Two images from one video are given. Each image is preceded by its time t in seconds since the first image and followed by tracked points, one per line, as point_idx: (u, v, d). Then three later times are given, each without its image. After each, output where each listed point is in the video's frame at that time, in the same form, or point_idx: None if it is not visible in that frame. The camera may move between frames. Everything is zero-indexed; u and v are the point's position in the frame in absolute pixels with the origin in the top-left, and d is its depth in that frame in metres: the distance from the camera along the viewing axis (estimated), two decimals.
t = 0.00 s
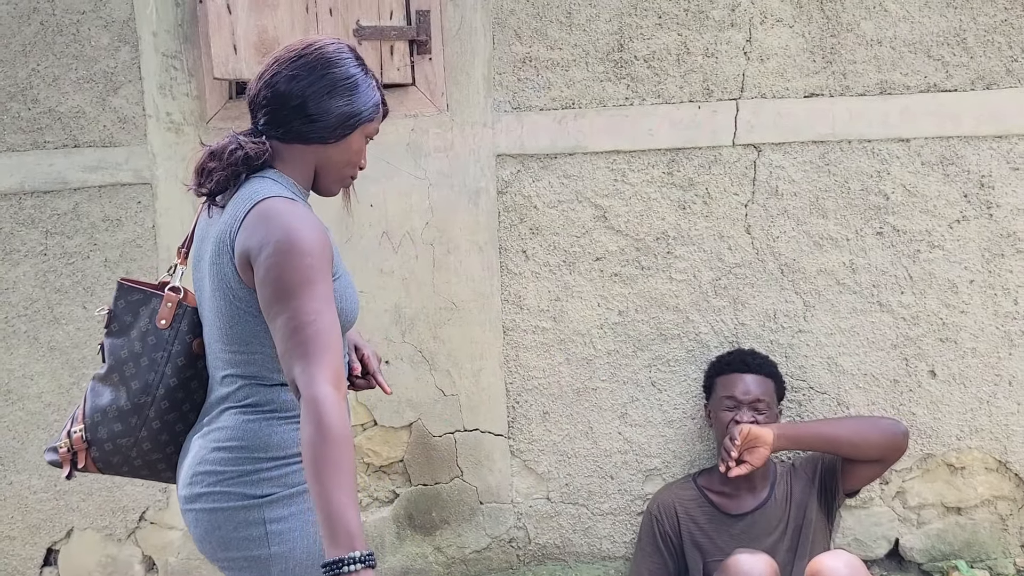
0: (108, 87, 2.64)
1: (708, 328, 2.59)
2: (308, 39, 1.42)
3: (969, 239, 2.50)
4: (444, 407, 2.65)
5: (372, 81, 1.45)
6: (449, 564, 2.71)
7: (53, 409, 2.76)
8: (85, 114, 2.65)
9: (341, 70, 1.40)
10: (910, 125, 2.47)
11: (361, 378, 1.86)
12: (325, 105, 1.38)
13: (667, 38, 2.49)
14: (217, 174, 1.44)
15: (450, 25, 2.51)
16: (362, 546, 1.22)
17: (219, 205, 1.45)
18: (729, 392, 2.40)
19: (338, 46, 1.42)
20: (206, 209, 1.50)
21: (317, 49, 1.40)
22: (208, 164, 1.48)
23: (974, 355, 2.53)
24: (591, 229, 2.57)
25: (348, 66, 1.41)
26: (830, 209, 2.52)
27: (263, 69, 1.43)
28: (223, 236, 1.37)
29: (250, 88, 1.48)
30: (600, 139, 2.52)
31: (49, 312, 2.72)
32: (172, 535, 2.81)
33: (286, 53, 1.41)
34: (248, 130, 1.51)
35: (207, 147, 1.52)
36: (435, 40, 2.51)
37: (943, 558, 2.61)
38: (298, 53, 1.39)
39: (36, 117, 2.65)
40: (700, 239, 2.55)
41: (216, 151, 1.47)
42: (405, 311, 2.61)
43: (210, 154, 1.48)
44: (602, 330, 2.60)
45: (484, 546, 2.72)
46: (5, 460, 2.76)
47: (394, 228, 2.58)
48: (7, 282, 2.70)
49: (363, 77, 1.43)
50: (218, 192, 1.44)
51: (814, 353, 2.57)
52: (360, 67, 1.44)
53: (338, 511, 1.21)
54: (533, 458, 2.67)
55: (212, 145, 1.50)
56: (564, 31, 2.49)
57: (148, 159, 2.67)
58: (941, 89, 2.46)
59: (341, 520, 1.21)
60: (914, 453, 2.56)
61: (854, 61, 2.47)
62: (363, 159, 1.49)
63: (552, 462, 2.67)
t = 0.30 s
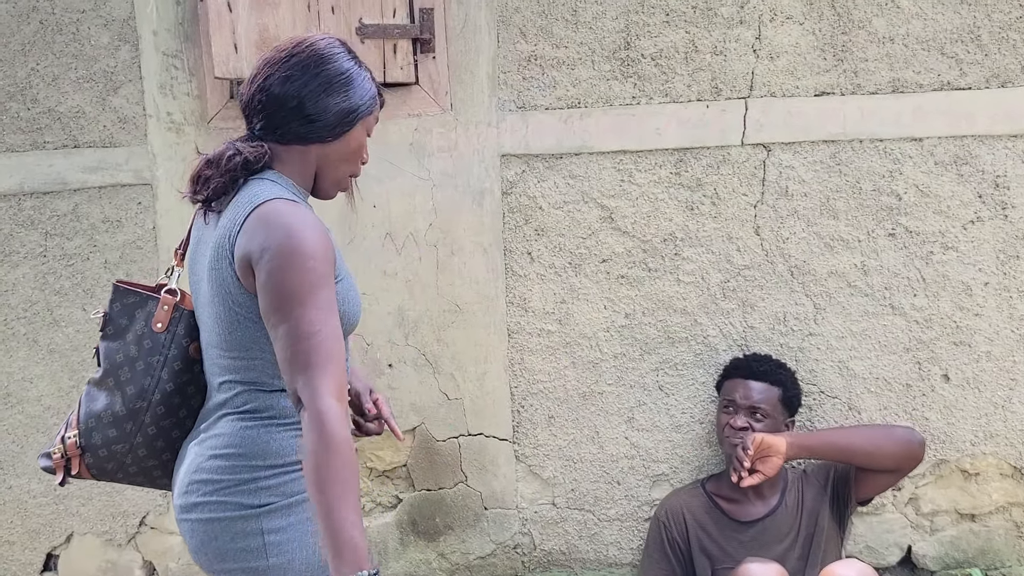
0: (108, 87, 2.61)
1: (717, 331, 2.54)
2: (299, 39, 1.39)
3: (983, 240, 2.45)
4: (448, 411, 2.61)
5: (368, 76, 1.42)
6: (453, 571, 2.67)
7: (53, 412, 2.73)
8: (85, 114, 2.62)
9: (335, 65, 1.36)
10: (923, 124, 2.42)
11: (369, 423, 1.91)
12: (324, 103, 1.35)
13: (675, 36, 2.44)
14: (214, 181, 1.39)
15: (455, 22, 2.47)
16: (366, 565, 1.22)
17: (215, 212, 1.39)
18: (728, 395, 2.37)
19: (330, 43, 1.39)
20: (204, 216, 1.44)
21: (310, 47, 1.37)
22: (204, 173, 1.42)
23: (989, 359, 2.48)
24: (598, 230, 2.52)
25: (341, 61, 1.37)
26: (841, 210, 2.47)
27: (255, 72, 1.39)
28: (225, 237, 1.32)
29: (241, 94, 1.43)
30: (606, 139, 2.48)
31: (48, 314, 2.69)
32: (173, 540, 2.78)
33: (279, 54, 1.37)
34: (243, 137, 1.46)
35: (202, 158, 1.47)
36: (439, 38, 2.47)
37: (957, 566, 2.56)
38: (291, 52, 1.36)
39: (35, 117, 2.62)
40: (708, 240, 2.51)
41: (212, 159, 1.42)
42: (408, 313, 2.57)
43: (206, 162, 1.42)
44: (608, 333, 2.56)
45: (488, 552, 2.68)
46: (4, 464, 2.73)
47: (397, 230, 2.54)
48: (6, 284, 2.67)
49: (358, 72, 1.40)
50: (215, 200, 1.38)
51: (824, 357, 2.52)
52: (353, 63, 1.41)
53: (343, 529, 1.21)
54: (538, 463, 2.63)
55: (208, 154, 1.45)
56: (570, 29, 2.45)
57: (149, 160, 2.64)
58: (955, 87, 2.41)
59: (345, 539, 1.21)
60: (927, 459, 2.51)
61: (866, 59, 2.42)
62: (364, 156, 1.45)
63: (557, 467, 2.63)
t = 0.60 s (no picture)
0: (105, 87, 2.57)
1: (724, 335, 2.49)
2: (234, 28, 1.30)
3: (998, 242, 2.39)
4: (450, 416, 2.57)
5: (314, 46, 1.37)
6: None
7: (50, 417, 2.69)
8: (82, 114, 2.58)
9: (290, 45, 1.31)
10: (935, 123, 2.37)
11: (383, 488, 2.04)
12: (296, 88, 1.30)
13: (682, 34, 2.39)
14: (202, 204, 1.30)
15: (457, 20, 2.42)
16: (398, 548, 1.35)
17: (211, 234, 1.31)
18: (734, 403, 2.33)
19: (270, 22, 1.32)
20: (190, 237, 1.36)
21: (256, 33, 1.29)
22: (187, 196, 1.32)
23: (1004, 364, 2.43)
24: (603, 232, 2.47)
25: (292, 40, 1.31)
26: (851, 211, 2.42)
27: (203, 76, 1.29)
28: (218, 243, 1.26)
29: (193, 106, 1.33)
30: (612, 139, 2.43)
31: (45, 318, 2.65)
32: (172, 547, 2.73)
33: (223, 49, 1.28)
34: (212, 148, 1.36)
35: (178, 184, 1.36)
36: (441, 36, 2.42)
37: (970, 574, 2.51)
38: (238, 45, 1.28)
39: (32, 118, 2.58)
40: (716, 242, 2.46)
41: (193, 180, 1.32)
42: (410, 316, 2.53)
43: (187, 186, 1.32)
44: (614, 337, 2.51)
45: (492, 559, 2.64)
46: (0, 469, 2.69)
47: (399, 231, 2.50)
48: (3, 287, 2.63)
49: (308, 45, 1.35)
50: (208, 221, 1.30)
51: (834, 361, 2.47)
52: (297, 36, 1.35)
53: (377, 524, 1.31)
54: (542, 470, 2.59)
55: (185, 178, 1.35)
56: (575, 26, 2.40)
57: (147, 160, 2.60)
58: (968, 86, 2.36)
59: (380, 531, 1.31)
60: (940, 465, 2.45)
61: (877, 57, 2.37)
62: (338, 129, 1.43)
63: (562, 473, 2.58)
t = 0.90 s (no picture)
0: (102, 84, 2.53)
1: (730, 336, 2.45)
2: (237, 20, 1.28)
3: (1010, 242, 2.35)
4: (452, 419, 2.53)
5: (321, 51, 1.34)
6: None
7: (46, 419, 2.65)
8: (79, 112, 2.54)
9: (289, 45, 1.27)
10: (946, 121, 2.32)
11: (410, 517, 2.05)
12: (283, 89, 1.26)
13: (687, 30, 2.35)
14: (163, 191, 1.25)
15: (459, 17, 2.38)
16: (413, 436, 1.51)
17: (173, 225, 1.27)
18: (740, 405, 2.29)
19: (275, 20, 1.29)
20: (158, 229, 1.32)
21: (256, 28, 1.26)
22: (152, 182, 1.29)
23: (1015, 367, 2.38)
24: (607, 231, 2.43)
25: (294, 41, 1.28)
26: (860, 210, 2.37)
27: (195, 64, 1.28)
28: (200, 252, 1.22)
29: (183, 89, 1.33)
30: (615, 138, 2.39)
31: (41, 318, 2.61)
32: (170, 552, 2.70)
33: (219, 41, 1.26)
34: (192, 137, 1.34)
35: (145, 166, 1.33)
36: (443, 32, 2.38)
37: None
38: (233, 37, 1.25)
39: (28, 116, 2.54)
40: (721, 242, 2.41)
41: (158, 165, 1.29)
42: (410, 318, 2.49)
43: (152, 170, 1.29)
44: (618, 339, 2.47)
45: (493, 564, 2.60)
46: None
47: (399, 231, 2.45)
48: None
49: (311, 48, 1.31)
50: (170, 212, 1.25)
51: (842, 364, 2.42)
52: (303, 38, 1.31)
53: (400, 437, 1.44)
54: (545, 473, 2.55)
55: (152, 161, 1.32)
56: (578, 22, 2.36)
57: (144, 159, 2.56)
58: (980, 83, 2.31)
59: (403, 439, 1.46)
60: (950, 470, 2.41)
61: (887, 54, 2.32)
62: (332, 139, 1.37)
63: (565, 477, 2.54)
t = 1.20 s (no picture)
0: (102, 82, 2.51)
1: (736, 336, 2.42)
2: (269, 23, 1.27)
3: (1021, 240, 2.31)
4: (455, 420, 2.50)
5: (351, 62, 1.31)
6: None
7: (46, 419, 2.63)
8: (78, 110, 2.52)
9: (317, 52, 1.25)
10: (956, 118, 2.29)
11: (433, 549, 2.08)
12: (305, 94, 1.23)
13: (693, 27, 2.31)
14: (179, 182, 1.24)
15: (462, 13, 2.35)
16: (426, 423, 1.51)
17: (187, 218, 1.26)
18: (747, 405, 2.26)
19: (307, 26, 1.27)
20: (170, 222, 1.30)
21: (286, 32, 1.25)
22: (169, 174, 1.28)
23: None
24: (611, 230, 2.40)
25: (322, 47, 1.26)
26: (868, 208, 2.34)
27: (223, 62, 1.27)
28: (217, 247, 1.19)
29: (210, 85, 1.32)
30: (620, 135, 2.36)
31: (41, 318, 2.60)
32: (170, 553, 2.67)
33: (248, 42, 1.25)
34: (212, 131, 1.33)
35: (162, 155, 1.33)
36: (446, 29, 2.35)
37: None
38: (261, 39, 1.24)
39: (28, 114, 2.52)
40: (727, 241, 2.38)
41: (175, 157, 1.28)
42: (413, 318, 2.46)
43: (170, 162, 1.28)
44: (622, 339, 2.44)
45: (497, 566, 2.57)
46: None
47: (401, 230, 2.43)
48: None
49: (341, 57, 1.28)
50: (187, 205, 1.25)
51: (850, 364, 2.39)
52: (334, 46, 1.29)
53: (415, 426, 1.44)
54: (549, 475, 2.52)
55: (168, 153, 1.31)
56: (583, 19, 2.33)
57: (145, 158, 2.54)
58: (990, 79, 2.28)
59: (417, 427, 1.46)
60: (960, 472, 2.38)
61: (896, 50, 2.29)
62: (353, 151, 1.33)
63: (569, 478, 2.52)
